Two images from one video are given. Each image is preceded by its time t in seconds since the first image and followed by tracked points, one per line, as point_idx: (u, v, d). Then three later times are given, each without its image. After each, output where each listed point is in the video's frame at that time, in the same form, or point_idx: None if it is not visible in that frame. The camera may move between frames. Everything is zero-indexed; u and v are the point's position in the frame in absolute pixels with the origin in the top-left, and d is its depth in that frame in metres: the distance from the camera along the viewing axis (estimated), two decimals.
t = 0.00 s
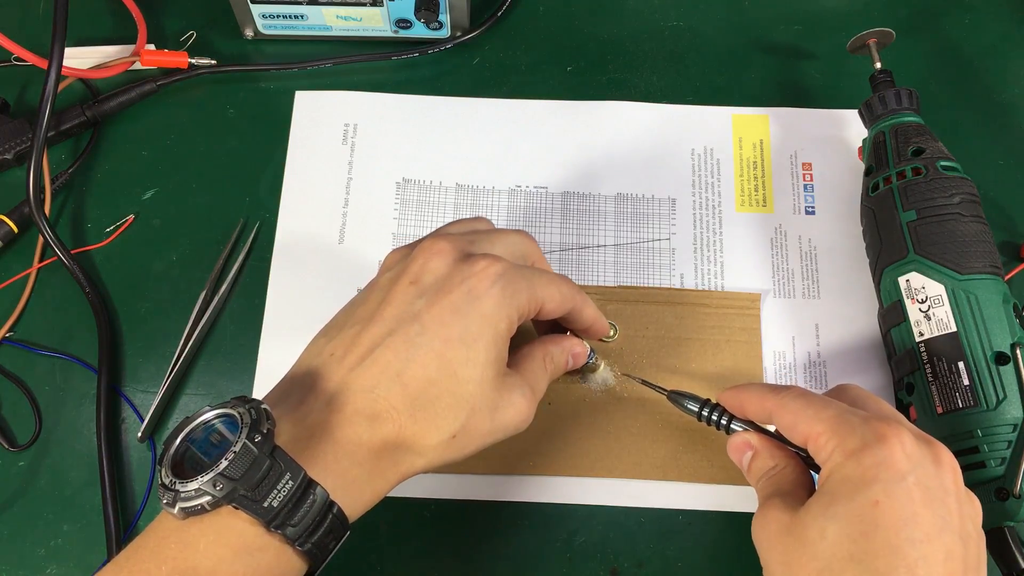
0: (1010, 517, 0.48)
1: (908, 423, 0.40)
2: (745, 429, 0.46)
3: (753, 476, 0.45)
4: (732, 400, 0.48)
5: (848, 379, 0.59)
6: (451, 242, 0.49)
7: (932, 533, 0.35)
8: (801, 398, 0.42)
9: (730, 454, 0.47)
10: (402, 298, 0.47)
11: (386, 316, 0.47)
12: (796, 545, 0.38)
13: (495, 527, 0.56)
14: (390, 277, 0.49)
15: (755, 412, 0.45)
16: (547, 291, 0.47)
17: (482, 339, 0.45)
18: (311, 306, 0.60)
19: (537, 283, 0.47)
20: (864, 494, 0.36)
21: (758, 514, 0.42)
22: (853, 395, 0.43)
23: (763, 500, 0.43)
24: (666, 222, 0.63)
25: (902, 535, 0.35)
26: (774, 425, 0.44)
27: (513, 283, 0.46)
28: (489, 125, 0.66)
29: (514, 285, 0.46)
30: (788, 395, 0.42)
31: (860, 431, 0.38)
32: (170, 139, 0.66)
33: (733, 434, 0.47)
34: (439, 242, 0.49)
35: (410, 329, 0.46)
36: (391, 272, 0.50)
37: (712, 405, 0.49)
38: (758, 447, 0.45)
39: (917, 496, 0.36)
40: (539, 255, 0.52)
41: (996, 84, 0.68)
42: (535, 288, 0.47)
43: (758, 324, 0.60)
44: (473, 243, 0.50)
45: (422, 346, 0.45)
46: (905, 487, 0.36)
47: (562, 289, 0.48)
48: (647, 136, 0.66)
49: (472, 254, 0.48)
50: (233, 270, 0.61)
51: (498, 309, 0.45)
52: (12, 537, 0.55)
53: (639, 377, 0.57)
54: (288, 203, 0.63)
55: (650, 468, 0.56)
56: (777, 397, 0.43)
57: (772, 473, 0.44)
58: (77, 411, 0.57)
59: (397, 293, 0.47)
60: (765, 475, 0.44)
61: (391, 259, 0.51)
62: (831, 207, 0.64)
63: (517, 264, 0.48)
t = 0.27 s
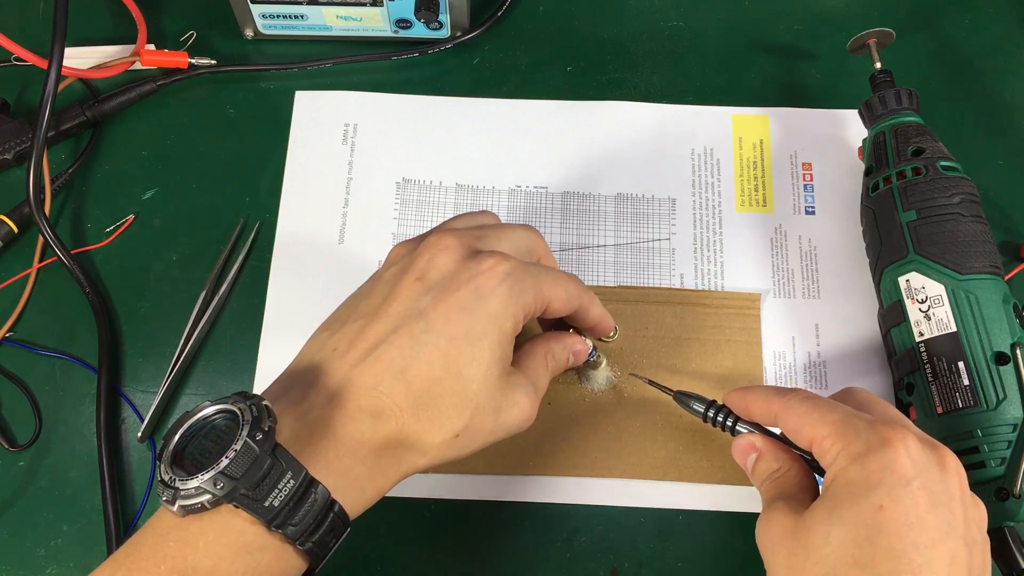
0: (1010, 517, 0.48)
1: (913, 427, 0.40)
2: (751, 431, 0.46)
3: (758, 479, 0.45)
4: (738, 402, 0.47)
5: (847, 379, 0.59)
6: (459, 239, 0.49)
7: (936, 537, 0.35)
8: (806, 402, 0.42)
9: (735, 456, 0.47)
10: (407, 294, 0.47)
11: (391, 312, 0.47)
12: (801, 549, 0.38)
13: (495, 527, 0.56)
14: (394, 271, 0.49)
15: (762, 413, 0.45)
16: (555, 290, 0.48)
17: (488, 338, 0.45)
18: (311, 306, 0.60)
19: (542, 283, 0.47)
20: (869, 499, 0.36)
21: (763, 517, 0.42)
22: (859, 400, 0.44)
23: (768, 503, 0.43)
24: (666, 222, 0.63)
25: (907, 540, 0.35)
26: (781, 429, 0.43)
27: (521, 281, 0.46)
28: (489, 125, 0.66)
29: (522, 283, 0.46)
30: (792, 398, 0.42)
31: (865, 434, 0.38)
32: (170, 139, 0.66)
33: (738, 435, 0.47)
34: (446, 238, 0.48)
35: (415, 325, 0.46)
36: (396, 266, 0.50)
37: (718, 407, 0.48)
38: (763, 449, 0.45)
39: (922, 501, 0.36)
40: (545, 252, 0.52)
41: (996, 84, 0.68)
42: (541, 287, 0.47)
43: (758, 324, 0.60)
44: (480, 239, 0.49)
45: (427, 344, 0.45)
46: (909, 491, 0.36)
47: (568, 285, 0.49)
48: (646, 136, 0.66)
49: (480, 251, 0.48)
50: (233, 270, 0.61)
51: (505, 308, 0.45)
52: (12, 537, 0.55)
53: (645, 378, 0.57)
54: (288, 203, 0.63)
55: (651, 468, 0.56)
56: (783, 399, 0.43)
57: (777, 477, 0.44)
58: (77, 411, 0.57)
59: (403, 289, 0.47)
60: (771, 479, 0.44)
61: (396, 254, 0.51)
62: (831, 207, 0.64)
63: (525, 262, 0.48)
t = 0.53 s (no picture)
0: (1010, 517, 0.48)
1: (907, 427, 0.40)
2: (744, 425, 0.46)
3: (748, 475, 0.44)
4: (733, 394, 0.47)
5: (847, 378, 0.59)
6: (462, 236, 0.49)
7: (930, 539, 0.35)
8: (804, 394, 0.42)
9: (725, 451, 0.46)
10: (409, 292, 0.47)
11: (393, 310, 0.47)
12: (793, 552, 0.37)
13: (495, 527, 0.56)
14: (397, 268, 0.49)
15: (758, 409, 0.45)
16: (558, 274, 0.48)
17: (489, 338, 0.45)
18: (310, 306, 0.60)
19: (548, 275, 0.47)
20: (863, 501, 0.36)
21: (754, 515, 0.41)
22: (853, 396, 0.43)
23: (759, 501, 0.42)
24: (666, 222, 0.63)
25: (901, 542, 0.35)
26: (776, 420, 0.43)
27: (524, 276, 0.46)
28: (489, 125, 0.66)
29: (525, 278, 0.46)
30: (790, 390, 0.42)
31: (859, 433, 0.38)
32: (170, 139, 0.66)
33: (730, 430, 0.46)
34: (449, 236, 0.48)
35: (418, 324, 0.45)
36: (400, 262, 0.50)
37: (710, 399, 0.48)
38: (754, 444, 0.44)
39: (916, 503, 0.36)
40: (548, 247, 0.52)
41: (996, 84, 0.68)
42: (546, 280, 0.47)
43: (758, 324, 0.60)
44: (483, 237, 0.49)
45: (429, 343, 0.45)
46: (904, 494, 0.36)
47: (574, 262, 0.48)
48: (646, 136, 0.66)
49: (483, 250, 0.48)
50: (233, 270, 0.61)
51: (506, 306, 0.45)
52: (12, 537, 0.55)
53: (638, 367, 0.57)
54: (288, 203, 0.63)
55: (650, 468, 0.56)
56: (779, 392, 0.43)
57: (768, 474, 0.43)
58: (77, 412, 0.57)
59: (405, 287, 0.47)
60: (761, 475, 0.43)
61: (400, 251, 0.51)
62: (831, 207, 0.64)
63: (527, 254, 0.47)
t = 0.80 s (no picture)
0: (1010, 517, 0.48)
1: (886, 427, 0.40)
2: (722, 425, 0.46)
3: (725, 475, 0.44)
4: (715, 393, 0.47)
5: (848, 379, 0.59)
6: (464, 231, 0.48)
7: (914, 540, 0.35)
8: (785, 392, 0.41)
9: (704, 449, 0.45)
10: (410, 288, 0.47)
11: (393, 306, 0.46)
12: (779, 555, 0.37)
13: (495, 527, 0.56)
14: (399, 263, 0.49)
15: (739, 406, 0.45)
16: (559, 262, 0.48)
17: (489, 335, 0.45)
18: (310, 305, 0.60)
19: (549, 264, 0.47)
20: (847, 502, 0.36)
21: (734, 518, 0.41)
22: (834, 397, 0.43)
23: (738, 502, 0.41)
24: (666, 222, 0.63)
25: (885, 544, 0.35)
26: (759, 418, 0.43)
27: (525, 272, 0.46)
28: (489, 125, 0.66)
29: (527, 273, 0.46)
30: (773, 389, 0.42)
31: (841, 435, 0.38)
32: (170, 139, 0.66)
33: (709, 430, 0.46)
34: (450, 231, 0.48)
35: (418, 320, 0.45)
36: (401, 258, 0.49)
37: (691, 397, 0.48)
38: (733, 444, 0.43)
39: (899, 503, 0.36)
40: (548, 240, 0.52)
41: (997, 85, 0.68)
42: (547, 269, 0.47)
43: (758, 325, 0.60)
44: (485, 232, 0.49)
45: (429, 339, 0.45)
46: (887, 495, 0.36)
47: (575, 249, 0.48)
48: (646, 136, 0.66)
49: (483, 245, 0.48)
50: (233, 270, 0.61)
51: (506, 302, 0.45)
52: (12, 538, 0.55)
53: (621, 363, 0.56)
54: (288, 203, 0.63)
55: (651, 468, 0.56)
56: (761, 389, 0.43)
57: (747, 476, 0.42)
58: (77, 411, 0.57)
59: (406, 283, 0.47)
60: (740, 477, 0.43)
61: (402, 246, 0.51)
62: (831, 207, 0.64)
63: (528, 248, 0.47)
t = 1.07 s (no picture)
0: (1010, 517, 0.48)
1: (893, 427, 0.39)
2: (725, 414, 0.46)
3: (726, 465, 0.44)
4: (721, 385, 0.47)
5: (848, 378, 0.59)
6: (462, 227, 0.48)
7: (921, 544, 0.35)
8: (794, 387, 0.41)
9: (705, 440, 0.46)
10: (408, 284, 0.47)
11: (391, 303, 0.46)
12: (783, 556, 0.37)
13: (495, 527, 0.56)
14: (397, 260, 0.49)
15: (744, 399, 0.45)
16: (557, 256, 0.47)
17: (487, 331, 0.44)
18: (310, 305, 0.60)
19: (547, 259, 0.47)
20: (854, 506, 0.36)
21: (736, 510, 0.41)
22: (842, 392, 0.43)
23: (741, 494, 0.42)
24: (666, 222, 0.63)
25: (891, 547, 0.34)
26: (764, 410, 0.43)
27: (522, 268, 0.46)
28: (489, 125, 0.66)
29: (524, 268, 0.46)
30: (781, 382, 0.42)
31: (850, 436, 0.37)
32: (170, 139, 0.66)
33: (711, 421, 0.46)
34: (448, 227, 0.48)
35: (416, 316, 0.45)
36: (399, 255, 0.49)
37: (695, 385, 0.47)
38: (737, 436, 0.43)
39: (906, 506, 0.35)
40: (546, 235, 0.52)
41: (996, 85, 0.68)
42: (545, 263, 0.47)
43: (758, 325, 0.60)
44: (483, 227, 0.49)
45: (427, 335, 0.45)
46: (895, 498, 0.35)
47: (573, 242, 0.48)
48: (646, 136, 0.66)
49: (481, 240, 0.48)
50: (233, 270, 0.61)
51: (505, 298, 0.45)
52: (12, 538, 0.55)
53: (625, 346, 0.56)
54: (288, 203, 0.63)
55: (650, 468, 0.56)
56: (770, 382, 0.42)
57: (748, 468, 0.43)
58: (77, 411, 0.57)
59: (404, 279, 0.47)
60: (740, 468, 0.43)
61: (400, 242, 0.51)
62: (831, 207, 0.64)
63: (523, 242, 0.47)
